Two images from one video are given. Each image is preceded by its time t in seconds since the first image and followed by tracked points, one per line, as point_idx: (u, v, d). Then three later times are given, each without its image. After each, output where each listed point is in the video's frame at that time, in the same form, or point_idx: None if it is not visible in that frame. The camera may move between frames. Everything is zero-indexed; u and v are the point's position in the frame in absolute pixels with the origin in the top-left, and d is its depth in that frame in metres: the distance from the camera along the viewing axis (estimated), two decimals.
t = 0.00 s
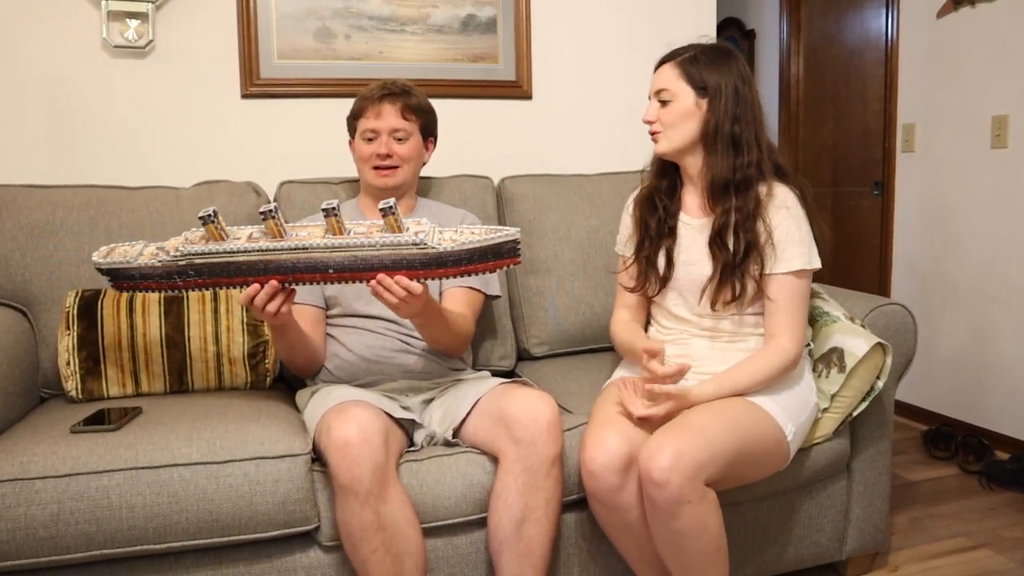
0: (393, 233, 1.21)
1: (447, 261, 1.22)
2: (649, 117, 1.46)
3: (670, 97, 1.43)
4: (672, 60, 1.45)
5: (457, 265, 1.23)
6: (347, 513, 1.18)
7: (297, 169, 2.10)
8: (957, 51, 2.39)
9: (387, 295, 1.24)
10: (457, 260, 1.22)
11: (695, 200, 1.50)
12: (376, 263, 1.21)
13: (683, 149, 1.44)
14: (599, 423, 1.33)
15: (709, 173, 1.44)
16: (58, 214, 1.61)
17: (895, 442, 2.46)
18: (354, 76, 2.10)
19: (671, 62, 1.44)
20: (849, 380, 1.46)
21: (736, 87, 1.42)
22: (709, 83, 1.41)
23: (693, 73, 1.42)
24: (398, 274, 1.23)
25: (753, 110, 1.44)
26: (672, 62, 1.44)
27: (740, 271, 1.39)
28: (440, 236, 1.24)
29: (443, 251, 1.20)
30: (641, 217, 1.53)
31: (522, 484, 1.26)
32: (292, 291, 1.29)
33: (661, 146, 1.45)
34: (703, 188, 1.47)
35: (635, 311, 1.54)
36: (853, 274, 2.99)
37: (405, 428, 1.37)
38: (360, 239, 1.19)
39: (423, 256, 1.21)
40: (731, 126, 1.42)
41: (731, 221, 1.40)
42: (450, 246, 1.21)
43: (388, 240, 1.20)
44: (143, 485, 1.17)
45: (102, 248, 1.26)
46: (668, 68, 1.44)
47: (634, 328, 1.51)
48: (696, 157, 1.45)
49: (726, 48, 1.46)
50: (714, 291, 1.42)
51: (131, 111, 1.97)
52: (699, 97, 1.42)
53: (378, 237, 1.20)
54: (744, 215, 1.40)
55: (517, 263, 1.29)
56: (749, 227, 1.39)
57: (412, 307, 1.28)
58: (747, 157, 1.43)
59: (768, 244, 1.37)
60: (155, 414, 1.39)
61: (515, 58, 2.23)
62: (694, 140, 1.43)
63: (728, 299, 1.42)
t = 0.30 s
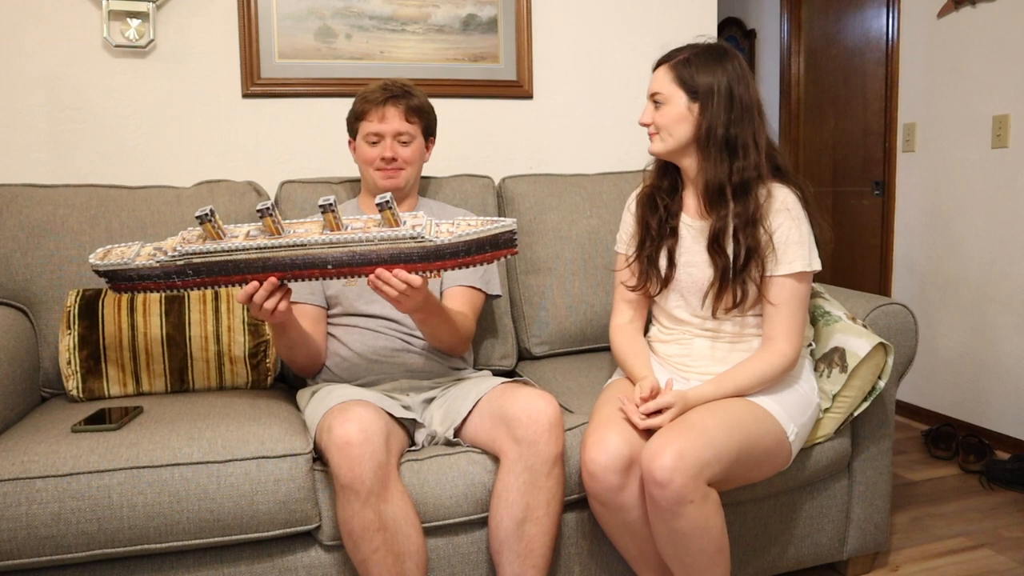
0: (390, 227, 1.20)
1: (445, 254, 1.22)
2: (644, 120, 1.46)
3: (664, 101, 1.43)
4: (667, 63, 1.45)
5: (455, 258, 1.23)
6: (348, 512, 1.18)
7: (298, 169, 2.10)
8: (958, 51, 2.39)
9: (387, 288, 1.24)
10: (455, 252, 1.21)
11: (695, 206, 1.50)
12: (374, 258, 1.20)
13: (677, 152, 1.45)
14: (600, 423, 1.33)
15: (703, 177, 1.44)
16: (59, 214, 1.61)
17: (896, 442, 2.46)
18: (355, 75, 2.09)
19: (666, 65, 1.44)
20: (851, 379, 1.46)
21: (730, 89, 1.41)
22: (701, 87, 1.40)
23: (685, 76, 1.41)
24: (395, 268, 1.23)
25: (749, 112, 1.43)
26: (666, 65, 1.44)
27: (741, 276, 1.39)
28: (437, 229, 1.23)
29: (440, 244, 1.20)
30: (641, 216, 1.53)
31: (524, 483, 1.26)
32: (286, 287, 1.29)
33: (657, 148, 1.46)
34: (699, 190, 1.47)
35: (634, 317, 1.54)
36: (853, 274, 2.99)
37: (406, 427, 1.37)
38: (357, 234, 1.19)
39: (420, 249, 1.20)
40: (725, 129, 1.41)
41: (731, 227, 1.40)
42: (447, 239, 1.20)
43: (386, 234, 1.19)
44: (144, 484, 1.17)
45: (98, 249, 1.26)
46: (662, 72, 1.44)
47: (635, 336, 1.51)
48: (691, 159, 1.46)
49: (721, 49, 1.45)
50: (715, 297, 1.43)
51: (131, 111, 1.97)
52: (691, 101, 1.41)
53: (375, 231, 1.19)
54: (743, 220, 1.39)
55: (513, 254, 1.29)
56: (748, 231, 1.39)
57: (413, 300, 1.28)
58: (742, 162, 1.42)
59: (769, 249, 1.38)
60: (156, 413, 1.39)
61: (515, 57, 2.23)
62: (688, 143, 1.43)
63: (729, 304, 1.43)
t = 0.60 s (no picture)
0: (386, 230, 1.20)
1: (442, 253, 1.22)
2: (642, 124, 1.46)
3: (661, 104, 1.43)
4: (662, 65, 1.45)
5: (453, 257, 1.24)
6: (349, 512, 1.18)
7: (299, 168, 2.10)
8: (959, 50, 2.39)
9: (389, 293, 1.25)
10: (452, 251, 1.23)
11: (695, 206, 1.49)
12: (372, 261, 1.20)
13: (675, 153, 1.45)
14: (602, 424, 1.33)
15: (700, 177, 1.44)
16: (60, 213, 1.62)
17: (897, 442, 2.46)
18: (356, 75, 2.09)
19: (660, 68, 1.44)
20: (853, 380, 1.46)
21: (727, 89, 1.40)
22: (697, 88, 1.40)
23: (681, 78, 1.41)
24: (394, 270, 1.23)
25: (747, 111, 1.42)
26: (661, 67, 1.44)
27: (741, 276, 1.40)
28: (433, 229, 1.24)
29: (437, 244, 1.21)
30: (642, 217, 1.53)
31: (525, 483, 1.26)
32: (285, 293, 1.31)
33: (656, 150, 1.46)
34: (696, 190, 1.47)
35: (637, 318, 1.54)
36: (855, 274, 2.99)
37: (408, 427, 1.37)
38: (355, 238, 1.19)
39: (417, 250, 1.21)
40: (722, 129, 1.40)
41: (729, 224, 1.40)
42: (444, 239, 1.22)
43: (382, 237, 1.19)
44: (146, 484, 1.17)
45: (89, 268, 1.26)
46: (659, 74, 1.44)
47: (638, 336, 1.51)
48: (689, 159, 1.46)
49: (717, 48, 1.44)
50: (713, 298, 1.43)
51: (132, 111, 1.96)
52: (688, 103, 1.41)
53: (372, 235, 1.19)
54: (742, 219, 1.40)
55: (510, 250, 1.29)
56: (747, 231, 1.39)
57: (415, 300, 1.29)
58: (740, 162, 1.42)
59: (769, 248, 1.37)
60: (157, 413, 1.39)
61: (516, 57, 2.23)
62: (685, 144, 1.43)
63: (728, 304, 1.43)
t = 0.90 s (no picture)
0: (384, 235, 1.20)
1: (441, 255, 1.23)
2: (653, 119, 1.45)
3: (673, 98, 1.42)
4: (672, 61, 1.44)
5: (451, 258, 1.24)
6: (352, 511, 1.18)
7: (301, 168, 2.10)
8: (962, 49, 2.39)
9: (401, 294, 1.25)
10: (450, 252, 1.23)
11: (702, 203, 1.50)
12: (371, 265, 1.21)
13: (687, 149, 1.44)
14: (603, 422, 1.33)
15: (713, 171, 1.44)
16: (62, 213, 1.61)
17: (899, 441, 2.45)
18: (358, 74, 2.09)
19: (672, 63, 1.43)
20: (855, 378, 1.46)
21: (740, 85, 1.41)
22: (713, 82, 1.40)
23: (695, 73, 1.41)
24: (392, 271, 1.23)
25: (756, 108, 1.43)
26: (672, 63, 1.44)
27: (743, 272, 1.39)
28: (431, 230, 1.25)
29: (435, 246, 1.21)
30: (645, 218, 1.53)
31: (527, 482, 1.26)
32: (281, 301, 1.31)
33: (667, 146, 1.45)
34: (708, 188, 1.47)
35: (640, 318, 1.54)
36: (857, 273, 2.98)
37: (410, 426, 1.37)
38: (353, 244, 1.19)
39: (416, 253, 1.21)
40: (736, 123, 1.41)
41: (734, 220, 1.40)
42: (441, 241, 1.22)
43: (381, 242, 1.20)
44: (148, 483, 1.17)
45: (82, 286, 1.26)
46: (669, 70, 1.43)
47: (640, 335, 1.52)
48: (699, 156, 1.45)
49: (727, 45, 1.45)
50: (717, 294, 1.43)
51: (134, 110, 1.96)
52: (702, 97, 1.41)
53: (370, 241, 1.20)
54: (747, 214, 1.39)
55: (507, 247, 1.30)
56: (751, 227, 1.39)
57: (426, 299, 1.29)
58: (751, 156, 1.42)
59: (771, 242, 1.38)
60: (160, 412, 1.39)
61: (518, 56, 2.23)
62: (698, 140, 1.43)
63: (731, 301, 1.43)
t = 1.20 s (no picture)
0: (392, 235, 1.21)
1: (449, 258, 1.23)
2: (661, 123, 1.44)
3: (682, 103, 1.41)
4: (680, 63, 1.42)
5: (459, 262, 1.24)
6: (353, 510, 1.18)
7: (302, 167, 2.10)
8: (964, 48, 2.38)
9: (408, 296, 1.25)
10: (459, 257, 1.23)
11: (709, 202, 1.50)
12: (378, 265, 1.21)
13: (696, 153, 1.44)
14: (603, 420, 1.33)
15: (722, 177, 1.44)
16: (64, 212, 1.62)
17: (900, 441, 2.45)
18: (360, 73, 2.09)
19: (680, 66, 1.42)
20: (855, 377, 1.46)
21: (748, 89, 1.42)
22: (722, 87, 1.40)
23: (703, 77, 1.40)
24: (399, 272, 1.23)
25: (763, 111, 1.44)
26: (679, 66, 1.42)
27: (751, 272, 1.39)
28: (440, 234, 1.25)
29: (444, 250, 1.21)
30: (652, 216, 1.53)
31: (529, 481, 1.26)
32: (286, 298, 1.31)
33: (676, 151, 1.44)
34: (716, 190, 1.47)
35: (643, 315, 1.54)
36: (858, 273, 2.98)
37: (411, 426, 1.37)
38: (360, 243, 1.19)
39: (424, 255, 1.22)
40: (744, 127, 1.41)
41: (743, 224, 1.40)
42: (451, 245, 1.22)
43: (390, 242, 1.20)
44: (150, 483, 1.17)
45: (91, 270, 1.25)
46: (676, 72, 1.41)
47: (643, 333, 1.51)
48: (708, 159, 1.46)
49: (731, 46, 1.45)
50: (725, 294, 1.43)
51: (135, 110, 1.96)
52: (711, 103, 1.41)
53: (379, 240, 1.20)
54: (755, 217, 1.39)
55: (516, 255, 1.30)
56: (757, 229, 1.39)
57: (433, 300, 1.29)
58: (761, 161, 1.43)
59: (780, 244, 1.38)
60: (161, 411, 1.39)
61: (519, 56, 2.23)
62: (707, 144, 1.43)
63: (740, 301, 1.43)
